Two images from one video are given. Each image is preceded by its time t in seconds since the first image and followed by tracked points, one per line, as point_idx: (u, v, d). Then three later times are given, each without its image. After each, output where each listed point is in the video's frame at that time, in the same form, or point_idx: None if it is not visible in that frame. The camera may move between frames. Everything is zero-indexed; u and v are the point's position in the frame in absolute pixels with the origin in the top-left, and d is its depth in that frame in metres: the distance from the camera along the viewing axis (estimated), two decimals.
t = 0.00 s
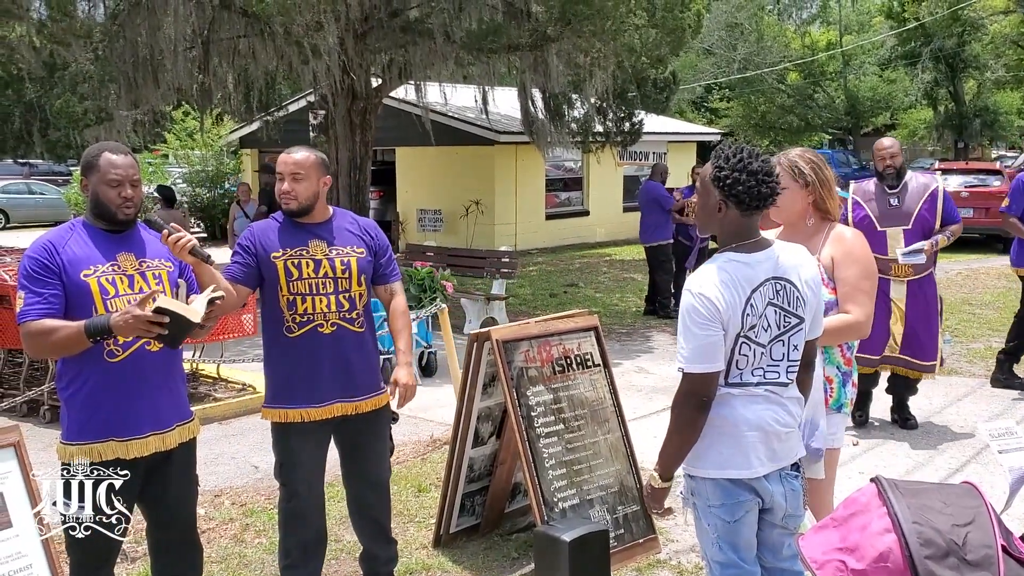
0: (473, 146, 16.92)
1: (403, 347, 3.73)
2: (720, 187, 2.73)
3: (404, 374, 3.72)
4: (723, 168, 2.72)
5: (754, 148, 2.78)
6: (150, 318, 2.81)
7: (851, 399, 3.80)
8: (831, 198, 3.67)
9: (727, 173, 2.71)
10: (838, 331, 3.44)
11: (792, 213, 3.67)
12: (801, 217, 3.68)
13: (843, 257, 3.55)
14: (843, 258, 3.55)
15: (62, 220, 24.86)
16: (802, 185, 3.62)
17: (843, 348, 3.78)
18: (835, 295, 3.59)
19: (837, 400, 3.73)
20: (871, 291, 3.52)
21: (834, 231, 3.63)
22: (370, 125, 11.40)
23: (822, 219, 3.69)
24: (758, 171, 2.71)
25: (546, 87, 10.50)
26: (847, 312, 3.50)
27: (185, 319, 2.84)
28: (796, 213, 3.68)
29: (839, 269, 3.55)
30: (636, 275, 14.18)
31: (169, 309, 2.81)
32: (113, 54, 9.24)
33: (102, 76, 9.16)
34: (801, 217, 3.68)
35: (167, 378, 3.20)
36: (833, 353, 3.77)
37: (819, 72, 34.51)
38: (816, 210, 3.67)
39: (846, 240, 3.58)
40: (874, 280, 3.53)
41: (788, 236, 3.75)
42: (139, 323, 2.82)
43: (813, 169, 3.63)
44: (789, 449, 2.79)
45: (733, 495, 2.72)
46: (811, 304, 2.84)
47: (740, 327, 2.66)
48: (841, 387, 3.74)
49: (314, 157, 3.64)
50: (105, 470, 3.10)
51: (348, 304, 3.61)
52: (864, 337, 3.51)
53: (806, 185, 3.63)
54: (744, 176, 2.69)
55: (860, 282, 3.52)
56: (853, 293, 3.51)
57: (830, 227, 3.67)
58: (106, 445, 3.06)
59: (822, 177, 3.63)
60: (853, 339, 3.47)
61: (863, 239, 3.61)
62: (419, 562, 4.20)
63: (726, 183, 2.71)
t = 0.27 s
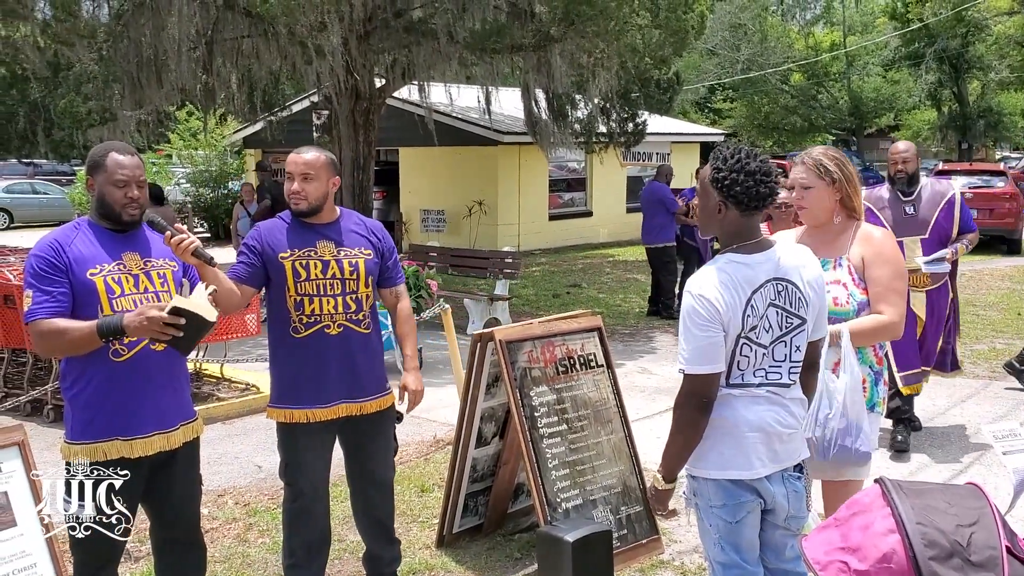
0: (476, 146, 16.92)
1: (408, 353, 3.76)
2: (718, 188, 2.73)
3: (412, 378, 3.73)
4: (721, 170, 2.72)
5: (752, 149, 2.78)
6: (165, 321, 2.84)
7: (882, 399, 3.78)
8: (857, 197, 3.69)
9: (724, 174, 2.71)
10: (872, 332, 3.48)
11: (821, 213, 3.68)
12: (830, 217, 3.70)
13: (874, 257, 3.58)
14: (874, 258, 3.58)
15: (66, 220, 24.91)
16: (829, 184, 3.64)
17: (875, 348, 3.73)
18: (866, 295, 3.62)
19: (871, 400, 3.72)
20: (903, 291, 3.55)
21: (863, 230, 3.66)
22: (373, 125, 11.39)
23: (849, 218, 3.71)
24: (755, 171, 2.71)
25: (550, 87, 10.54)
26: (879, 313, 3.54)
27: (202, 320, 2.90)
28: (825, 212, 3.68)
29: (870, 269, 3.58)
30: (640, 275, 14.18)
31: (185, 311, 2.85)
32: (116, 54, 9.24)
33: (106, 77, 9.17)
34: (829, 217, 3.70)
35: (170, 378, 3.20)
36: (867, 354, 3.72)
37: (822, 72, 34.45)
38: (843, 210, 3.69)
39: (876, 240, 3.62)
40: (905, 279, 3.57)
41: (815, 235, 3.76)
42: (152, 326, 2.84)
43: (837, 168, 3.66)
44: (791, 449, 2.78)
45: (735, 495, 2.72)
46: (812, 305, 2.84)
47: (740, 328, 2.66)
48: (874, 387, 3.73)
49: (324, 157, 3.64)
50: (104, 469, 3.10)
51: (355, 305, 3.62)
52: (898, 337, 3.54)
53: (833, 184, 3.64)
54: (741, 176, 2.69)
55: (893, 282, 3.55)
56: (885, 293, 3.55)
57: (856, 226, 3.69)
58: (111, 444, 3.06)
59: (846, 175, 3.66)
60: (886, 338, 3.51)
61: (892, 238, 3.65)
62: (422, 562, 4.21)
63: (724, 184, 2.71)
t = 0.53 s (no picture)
0: (480, 148, 16.91)
1: (410, 353, 3.75)
2: (717, 190, 2.74)
3: (415, 378, 3.74)
4: (719, 171, 2.74)
5: (751, 150, 2.79)
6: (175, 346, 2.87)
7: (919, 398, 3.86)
8: (890, 197, 3.73)
9: (722, 174, 2.73)
10: (908, 333, 3.55)
11: (853, 215, 3.72)
12: (864, 218, 3.74)
13: (908, 258, 3.64)
14: (909, 259, 3.64)
15: (70, 221, 24.94)
16: (862, 184, 3.68)
17: (910, 349, 3.81)
18: (901, 296, 3.67)
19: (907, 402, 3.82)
20: (939, 291, 3.60)
21: (896, 232, 3.72)
22: (376, 127, 11.38)
23: (882, 218, 3.76)
24: (753, 171, 2.71)
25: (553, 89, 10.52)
26: (915, 314, 3.59)
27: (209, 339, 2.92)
28: (859, 214, 3.72)
29: (905, 270, 3.63)
30: (644, 277, 14.17)
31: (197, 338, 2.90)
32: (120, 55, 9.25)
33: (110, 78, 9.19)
34: (862, 218, 3.74)
35: (175, 379, 3.21)
36: (903, 355, 3.79)
37: (826, 74, 34.36)
38: (876, 211, 3.73)
39: (910, 241, 3.67)
40: (941, 280, 3.61)
41: (850, 238, 3.81)
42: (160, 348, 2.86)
43: (870, 168, 3.69)
44: (795, 451, 2.78)
45: (739, 497, 2.72)
46: (816, 306, 2.84)
47: (743, 331, 2.66)
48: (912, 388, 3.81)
49: (331, 159, 3.64)
50: (104, 470, 3.10)
51: (359, 306, 3.62)
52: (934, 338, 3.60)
53: (865, 184, 3.68)
54: (739, 176, 2.70)
55: (929, 282, 3.59)
56: (921, 294, 3.59)
57: (889, 228, 3.75)
58: (117, 445, 3.07)
59: (878, 175, 3.69)
60: (922, 340, 3.55)
61: (926, 240, 3.70)
62: (425, 563, 4.21)
63: (722, 185, 2.72)
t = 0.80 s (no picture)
0: (484, 149, 16.92)
1: (412, 353, 3.76)
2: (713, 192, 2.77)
3: (416, 378, 3.74)
4: (713, 173, 2.77)
5: (747, 150, 2.80)
6: (172, 334, 2.86)
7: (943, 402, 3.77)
8: (913, 195, 3.63)
9: (714, 174, 2.76)
10: (918, 336, 3.45)
11: (873, 212, 3.65)
12: (883, 216, 3.66)
13: (924, 257, 3.52)
14: (923, 259, 3.52)
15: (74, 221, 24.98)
16: (880, 181, 3.61)
17: (927, 352, 3.67)
18: (916, 298, 3.56)
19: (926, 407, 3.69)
20: (955, 294, 3.48)
21: (916, 231, 3.61)
22: (381, 128, 11.41)
23: (906, 216, 3.66)
24: (745, 170, 2.72)
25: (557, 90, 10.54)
26: (928, 316, 3.48)
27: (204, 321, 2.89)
28: (878, 212, 3.65)
29: (918, 271, 3.52)
30: (647, 278, 14.18)
31: (192, 324, 2.87)
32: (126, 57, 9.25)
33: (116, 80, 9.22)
34: (882, 215, 3.66)
35: (182, 380, 3.22)
36: (919, 359, 3.66)
37: (830, 76, 34.34)
38: (898, 208, 3.64)
39: (928, 240, 3.55)
40: (958, 281, 3.49)
41: (872, 237, 3.73)
42: (160, 338, 2.87)
43: (889, 165, 3.61)
44: (800, 453, 2.78)
45: (743, 499, 2.72)
46: (821, 309, 2.83)
47: (746, 333, 2.66)
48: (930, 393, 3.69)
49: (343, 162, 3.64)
50: (105, 470, 3.10)
51: (363, 308, 3.63)
52: (947, 341, 3.47)
53: (884, 182, 3.61)
54: (729, 176, 2.72)
55: (943, 283, 3.48)
56: (934, 295, 3.48)
57: (912, 227, 3.64)
58: (122, 445, 3.08)
59: (899, 174, 3.61)
60: (934, 342, 3.46)
61: (947, 241, 3.56)
62: (430, 564, 4.22)
63: (716, 187, 2.75)
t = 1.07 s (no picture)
0: (487, 150, 16.92)
1: (415, 355, 3.77)
2: (709, 195, 2.81)
3: (420, 380, 3.74)
4: (708, 177, 2.81)
5: (743, 153, 2.82)
6: (175, 312, 2.84)
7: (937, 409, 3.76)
8: (913, 196, 3.62)
9: (709, 178, 2.80)
10: (911, 340, 3.45)
11: (870, 214, 3.67)
12: (881, 217, 3.67)
13: (921, 260, 3.52)
14: (921, 262, 3.52)
15: (78, 222, 25.03)
16: (878, 182, 3.62)
17: (922, 357, 3.69)
18: (913, 301, 3.56)
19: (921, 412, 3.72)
20: (951, 298, 3.47)
21: (915, 232, 3.60)
22: (384, 130, 11.42)
23: (905, 218, 3.65)
24: (738, 173, 2.74)
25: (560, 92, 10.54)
26: (923, 319, 3.48)
27: (207, 298, 2.89)
28: (877, 212, 3.66)
29: (915, 273, 3.53)
30: (650, 280, 14.17)
31: (194, 299, 2.84)
32: (129, 58, 9.25)
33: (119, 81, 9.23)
34: (880, 216, 3.67)
35: (185, 381, 3.23)
36: (913, 364, 3.68)
37: (833, 77, 34.31)
38: (896, 209, 3.64)
39: (926, 242, 3.54)
40: (955, 285, 3.48)
41: (872, 238, 3.74)
42: (164, 318, 2.84)
43: (887, 166, 3.61)
44: (801, 455, 2.78)
45: (745, 501, 2.72)
46: (822, 311, 2.83)
47: (746, 335, 2.66)
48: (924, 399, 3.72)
49: (349, 163, 3.64)
50: (105, 470, 3.10)
51: (367, 309, 3.64)
52: (943, 344, 3.47)
53: (881, 183, 3.61)
54: (720, 180, 2.76)
55: (939, 287, 3.48)
56: (931, 298, 3.48)
57: (911, 227, 3.64)
58: (125, 446, 3.08)
59: (897, 173, 3.61)
60: (931, 346, 3.45)
61: (947, 242, 3.55)
62: (433, 565, 4.22)
63: (710, 191, 2.79)
